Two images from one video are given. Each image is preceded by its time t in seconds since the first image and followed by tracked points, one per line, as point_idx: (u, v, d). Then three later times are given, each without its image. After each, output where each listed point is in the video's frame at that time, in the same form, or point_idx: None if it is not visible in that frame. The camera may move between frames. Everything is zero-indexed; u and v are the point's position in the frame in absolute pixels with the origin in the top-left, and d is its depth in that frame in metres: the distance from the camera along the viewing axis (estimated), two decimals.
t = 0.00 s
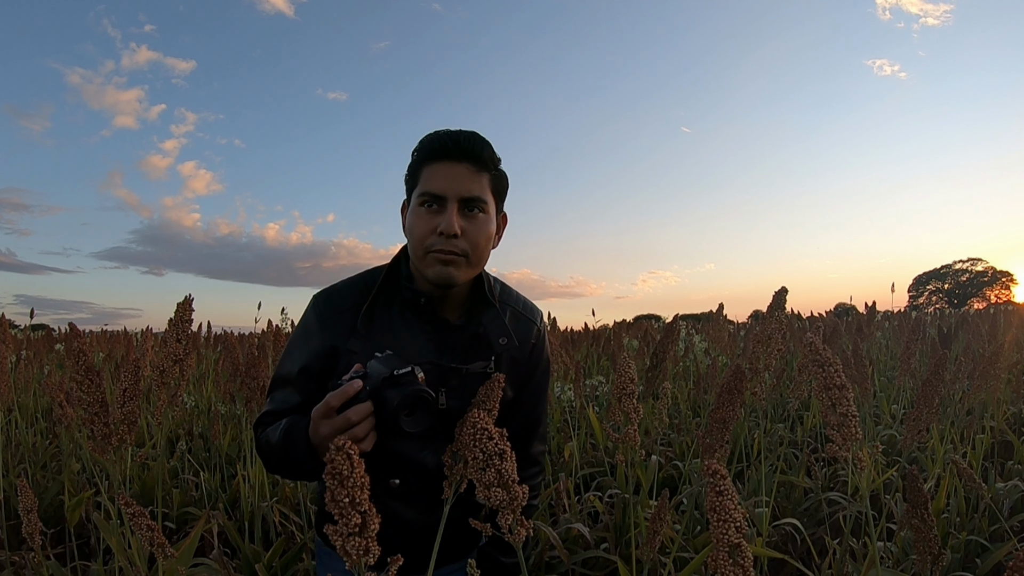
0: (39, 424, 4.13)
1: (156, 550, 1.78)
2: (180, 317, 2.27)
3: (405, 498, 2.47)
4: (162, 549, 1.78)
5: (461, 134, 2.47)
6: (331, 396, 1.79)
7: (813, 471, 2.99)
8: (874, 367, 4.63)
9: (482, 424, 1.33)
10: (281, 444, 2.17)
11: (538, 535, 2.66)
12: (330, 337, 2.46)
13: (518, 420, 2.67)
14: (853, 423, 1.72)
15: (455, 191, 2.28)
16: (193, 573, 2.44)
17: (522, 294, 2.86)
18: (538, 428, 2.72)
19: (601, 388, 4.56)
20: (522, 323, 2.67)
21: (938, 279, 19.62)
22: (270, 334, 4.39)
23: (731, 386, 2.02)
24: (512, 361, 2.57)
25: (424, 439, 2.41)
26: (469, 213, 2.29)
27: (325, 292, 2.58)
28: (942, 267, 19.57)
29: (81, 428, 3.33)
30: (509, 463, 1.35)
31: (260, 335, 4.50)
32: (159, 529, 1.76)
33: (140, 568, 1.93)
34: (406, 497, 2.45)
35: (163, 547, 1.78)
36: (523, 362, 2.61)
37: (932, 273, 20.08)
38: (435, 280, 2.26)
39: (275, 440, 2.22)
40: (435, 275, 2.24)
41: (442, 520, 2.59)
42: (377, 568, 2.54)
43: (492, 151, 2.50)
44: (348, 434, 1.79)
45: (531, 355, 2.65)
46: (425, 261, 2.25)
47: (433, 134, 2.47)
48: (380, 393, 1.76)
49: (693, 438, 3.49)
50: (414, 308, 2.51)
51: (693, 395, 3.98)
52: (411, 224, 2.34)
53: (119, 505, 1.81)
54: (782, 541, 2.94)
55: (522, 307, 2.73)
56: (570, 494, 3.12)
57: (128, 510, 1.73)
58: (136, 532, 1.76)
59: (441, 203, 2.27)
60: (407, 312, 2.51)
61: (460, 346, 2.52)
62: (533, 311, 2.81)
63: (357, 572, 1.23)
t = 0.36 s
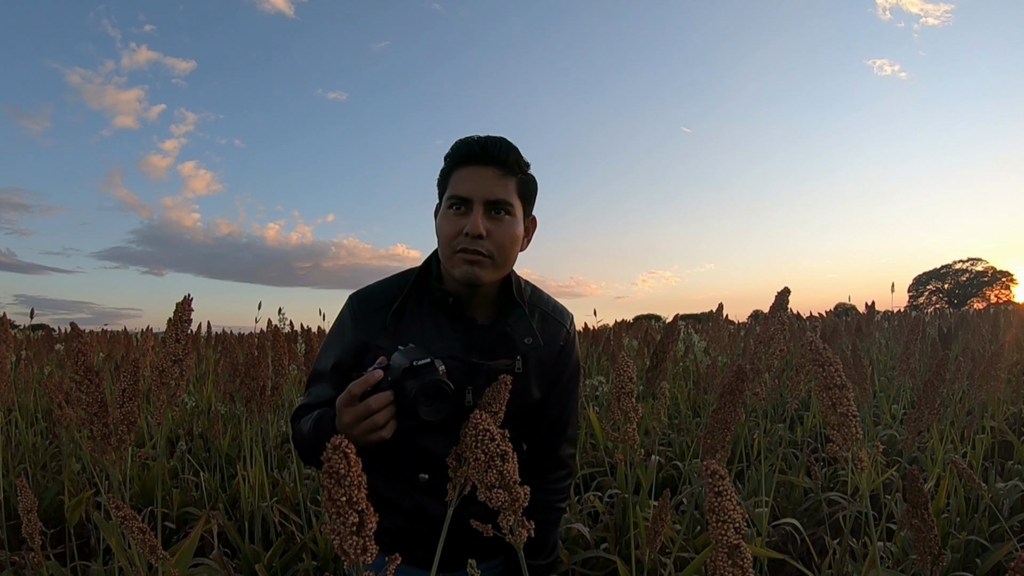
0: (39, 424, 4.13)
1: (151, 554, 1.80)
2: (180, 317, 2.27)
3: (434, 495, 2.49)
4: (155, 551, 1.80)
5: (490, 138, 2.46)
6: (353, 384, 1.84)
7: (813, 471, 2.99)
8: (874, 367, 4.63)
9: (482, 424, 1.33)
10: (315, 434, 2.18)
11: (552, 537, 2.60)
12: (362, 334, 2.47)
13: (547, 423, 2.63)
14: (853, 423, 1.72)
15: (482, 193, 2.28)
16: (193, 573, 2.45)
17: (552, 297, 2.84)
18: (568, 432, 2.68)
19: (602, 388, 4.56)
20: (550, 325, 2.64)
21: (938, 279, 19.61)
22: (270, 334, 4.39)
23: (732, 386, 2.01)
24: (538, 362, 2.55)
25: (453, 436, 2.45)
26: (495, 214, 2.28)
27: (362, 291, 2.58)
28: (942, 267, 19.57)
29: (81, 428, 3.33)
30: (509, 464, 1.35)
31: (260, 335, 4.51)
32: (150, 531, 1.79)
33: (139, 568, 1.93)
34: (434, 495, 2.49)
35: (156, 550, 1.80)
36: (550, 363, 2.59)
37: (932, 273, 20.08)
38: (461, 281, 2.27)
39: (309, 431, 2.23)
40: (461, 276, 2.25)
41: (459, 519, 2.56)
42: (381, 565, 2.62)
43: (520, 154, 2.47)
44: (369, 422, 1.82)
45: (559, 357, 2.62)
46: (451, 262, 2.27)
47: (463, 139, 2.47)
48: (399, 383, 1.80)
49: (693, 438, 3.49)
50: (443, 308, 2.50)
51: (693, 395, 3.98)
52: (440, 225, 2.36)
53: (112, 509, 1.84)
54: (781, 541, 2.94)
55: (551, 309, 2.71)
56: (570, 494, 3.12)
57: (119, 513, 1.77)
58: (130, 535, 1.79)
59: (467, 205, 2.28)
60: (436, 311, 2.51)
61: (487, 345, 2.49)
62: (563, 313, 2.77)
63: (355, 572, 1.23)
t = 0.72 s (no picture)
0: (39, 424, 4.13)
1: (156, 551, 1.77)
2: (180, 317, 2.27)
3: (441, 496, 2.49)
4: (160, 549, 1.77)
5: (502, 148, 2.44)
6: (369, 401, 1.80)
7: (813, 471, 2.99)
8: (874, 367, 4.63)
9: (482, 425, 1.33)
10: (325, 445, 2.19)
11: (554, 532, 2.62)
12: (371, 344, 2.44)
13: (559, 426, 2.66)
14: (851, 423, 1.72)
15: (496, 205, 2.27)
16: (194, 573, 2.44)
17: (557, 303, 2.84)
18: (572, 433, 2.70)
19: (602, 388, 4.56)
20: (557, 331, 2.64)
21: (938, 279, 19.60)
22: (270, 334, 4.39)
23: (732, 387, 2.01)
24: (548, 369, 2.55)
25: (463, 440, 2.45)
26: (508, 226, 2.28)
27: (368, 299, 2.56)
28: (942, 267, 19.56)
29: (81, 428, 3.33)
30: (509, 465, 1.35)
31: (260, 335, 4.51)
32: (157, 529, 1.75)
33: (140, 568, 1.93)
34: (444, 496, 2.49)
35: (161, 547, 1.77)
36: (559, 369, 2.60)
37: (932, 273, 20.08)
38: (473, 292, 2.28)
39: (319, 442, 2.23)
40: (474, 287, 2.25)
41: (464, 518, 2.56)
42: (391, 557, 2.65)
43: (532, 164, 2.47)
44: (386, 438, 1.80)
45: (567, 362, 2.63)
46: (464, 273, 2.27)
47: (474, 147, 2.44)
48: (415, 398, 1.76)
49: (693, 438, 3.49)
50: (453, 317, 2.49)
51: (693, 395, 3.98)
52: (451, 235, 2.35)
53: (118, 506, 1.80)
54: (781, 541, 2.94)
55: (557, 315, 2.71)
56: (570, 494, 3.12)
57: (126, 510, 1.72)
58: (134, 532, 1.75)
59: (480, 217, 2.26)
60: (446, 319, 2.50)
61: (497, 354, 2.49)
62: (569, 318, 2.79)
63: (356, 573, 1.23)
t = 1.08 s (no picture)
0: (39, 424, 4.13)
1: (155, 551, 1.78)
2: (180, 317, 2.27)
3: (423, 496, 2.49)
4: (160, 550, 1.78)
5: (490, 144, 2.45)
6: (365, 393, 1.76)
7: (813, 471, 2.99)
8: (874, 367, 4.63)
9: (482, 425, 1.33)
10: (310, 443, 2.15)
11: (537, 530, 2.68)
12: (355, 339, 2.44)
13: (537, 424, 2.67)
14: (851, 424, 1.72)
15: (485, 201, 2.28)
16: (194, 573, 2.45)
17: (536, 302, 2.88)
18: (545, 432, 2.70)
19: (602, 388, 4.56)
20: (536, 329, 2.67)
21: (938, 279, 19.59)
22: (270, 334, 4.40)
23: (732, 387, 2.02)
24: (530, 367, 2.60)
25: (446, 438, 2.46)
26: (497, 222, 2.30)
27: (348, 294, 2.56)
28: (942, 267, 19.56)
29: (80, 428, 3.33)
30: (509, 464, 1.35)
31: (260, 335, 4.51)
32: (157, 529, 1.76)
33: (140, 568, 1.92)
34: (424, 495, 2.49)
35: (161, 548, 1.78)
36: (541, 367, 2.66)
37: (932, 273, 20.07)
38: (461, 287, 2.28)
39: (303, 440, 2.19)
40: (463, 282, 2.25)
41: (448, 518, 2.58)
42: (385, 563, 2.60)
43: (517, 161, 2.49)
44: (383, 431, 1.76)
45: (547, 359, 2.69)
46: (453, 268, 2.27)
47: (461, 143, 2.44)
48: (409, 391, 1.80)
49: (693, 438, 3.49)
50: (437, 314, 2.52)
51: (693, 395, 3.99)
52: (439, 230, 2.34)
53: (118, 507, 1.81)
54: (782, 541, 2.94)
55: (537, 313, 2.77)
56: (570, 494, 3.12)
57: (126, 511, 1.72)
58: (134, 533, 1.76)
59: (469, 212, 2.27)
60: (431, 316, 2.52)
61: (482, 350, 2.54)
62: (548, 317, 2.85)
63: (359, 573, 1.23)
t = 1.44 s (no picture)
0: (39, 424, 4.13)
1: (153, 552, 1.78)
2: (181, 317, 2.27)
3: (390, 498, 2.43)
4: (157, 550, 1.78)
5: (430, 135, 2.45)
6: (330, 391, 1.77)
7: (813, 471, 2.99)
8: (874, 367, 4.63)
9: (482, 424, 1.33)
10: (270, 443, 2.15)
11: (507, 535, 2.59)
12: (317, 337, 2.42)
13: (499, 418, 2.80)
14: (854, 423, 1.72)
15: (436, 196, 2.28)
16: (194, 573, 2.44)
17: (500, 297, 2.89)
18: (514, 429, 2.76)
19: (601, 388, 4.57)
20: (502, 324, 2.70)
21: (937, 279, 19.60)
22: (270, 334, 4.40)
23: (732, 386, 2.02)
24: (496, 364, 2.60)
25: (410, 438, 2.43)
26: (452, 215, 2.30)
27: (310, 291, 2.54)
28: (942, 267, 19.56)
29: (80, 428, 3.32)
30: (510, 464, 1.35)
31: (260, 335, 4.51)
32: (153, 530, 1.77)
33: (139, 567, 1.92)
34: (391, 497, 2.42)
35: (158, 549, 1.78)
36: (506, 363, 2.66)
37: (932, 273, 20.08)
38: (428, 287, 2.28)
39: (263, 441, 2.19)
40: (429, 282, 2.25)
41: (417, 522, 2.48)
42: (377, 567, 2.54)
43: (462, 148, 2.50)
44: (350, 429, 1.78)
45: (512, 356, 2.71)
46: (416, 269, 2.26)
47: (401, 140, 2.44)
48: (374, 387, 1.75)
49: (693, 438, 3.49)
50: (403, 310, 2.52)
51: (693, 395, 3.99)
52: (394, 233, 2.33)
53: (114, 507, 1.81)
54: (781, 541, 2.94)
55: (502, 309, 2.77)
56: (570, 494, 3.12)
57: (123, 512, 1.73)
58: (131, 533, 1.76)
59: (423, 210, 2.27)
60: (396, 313, 2.52)
61: (446, 347, 2.57)
62: (513, 314, 2.85)
63: (357, 572, 1.23)
